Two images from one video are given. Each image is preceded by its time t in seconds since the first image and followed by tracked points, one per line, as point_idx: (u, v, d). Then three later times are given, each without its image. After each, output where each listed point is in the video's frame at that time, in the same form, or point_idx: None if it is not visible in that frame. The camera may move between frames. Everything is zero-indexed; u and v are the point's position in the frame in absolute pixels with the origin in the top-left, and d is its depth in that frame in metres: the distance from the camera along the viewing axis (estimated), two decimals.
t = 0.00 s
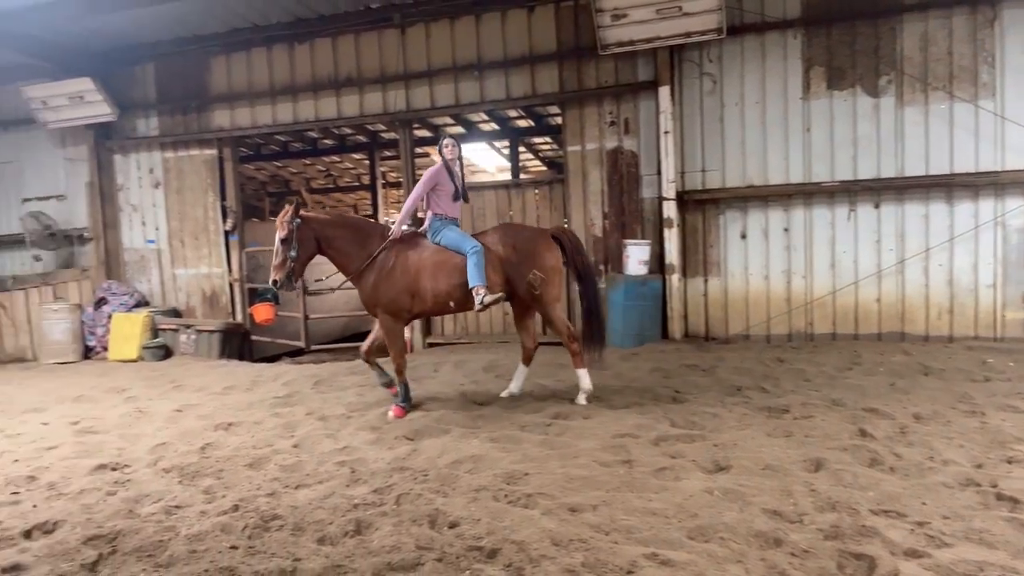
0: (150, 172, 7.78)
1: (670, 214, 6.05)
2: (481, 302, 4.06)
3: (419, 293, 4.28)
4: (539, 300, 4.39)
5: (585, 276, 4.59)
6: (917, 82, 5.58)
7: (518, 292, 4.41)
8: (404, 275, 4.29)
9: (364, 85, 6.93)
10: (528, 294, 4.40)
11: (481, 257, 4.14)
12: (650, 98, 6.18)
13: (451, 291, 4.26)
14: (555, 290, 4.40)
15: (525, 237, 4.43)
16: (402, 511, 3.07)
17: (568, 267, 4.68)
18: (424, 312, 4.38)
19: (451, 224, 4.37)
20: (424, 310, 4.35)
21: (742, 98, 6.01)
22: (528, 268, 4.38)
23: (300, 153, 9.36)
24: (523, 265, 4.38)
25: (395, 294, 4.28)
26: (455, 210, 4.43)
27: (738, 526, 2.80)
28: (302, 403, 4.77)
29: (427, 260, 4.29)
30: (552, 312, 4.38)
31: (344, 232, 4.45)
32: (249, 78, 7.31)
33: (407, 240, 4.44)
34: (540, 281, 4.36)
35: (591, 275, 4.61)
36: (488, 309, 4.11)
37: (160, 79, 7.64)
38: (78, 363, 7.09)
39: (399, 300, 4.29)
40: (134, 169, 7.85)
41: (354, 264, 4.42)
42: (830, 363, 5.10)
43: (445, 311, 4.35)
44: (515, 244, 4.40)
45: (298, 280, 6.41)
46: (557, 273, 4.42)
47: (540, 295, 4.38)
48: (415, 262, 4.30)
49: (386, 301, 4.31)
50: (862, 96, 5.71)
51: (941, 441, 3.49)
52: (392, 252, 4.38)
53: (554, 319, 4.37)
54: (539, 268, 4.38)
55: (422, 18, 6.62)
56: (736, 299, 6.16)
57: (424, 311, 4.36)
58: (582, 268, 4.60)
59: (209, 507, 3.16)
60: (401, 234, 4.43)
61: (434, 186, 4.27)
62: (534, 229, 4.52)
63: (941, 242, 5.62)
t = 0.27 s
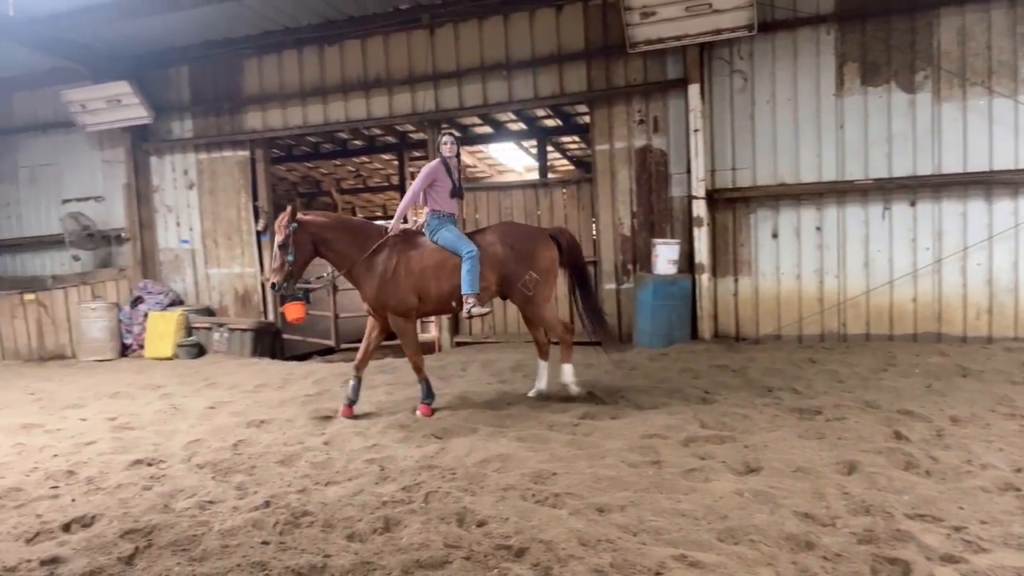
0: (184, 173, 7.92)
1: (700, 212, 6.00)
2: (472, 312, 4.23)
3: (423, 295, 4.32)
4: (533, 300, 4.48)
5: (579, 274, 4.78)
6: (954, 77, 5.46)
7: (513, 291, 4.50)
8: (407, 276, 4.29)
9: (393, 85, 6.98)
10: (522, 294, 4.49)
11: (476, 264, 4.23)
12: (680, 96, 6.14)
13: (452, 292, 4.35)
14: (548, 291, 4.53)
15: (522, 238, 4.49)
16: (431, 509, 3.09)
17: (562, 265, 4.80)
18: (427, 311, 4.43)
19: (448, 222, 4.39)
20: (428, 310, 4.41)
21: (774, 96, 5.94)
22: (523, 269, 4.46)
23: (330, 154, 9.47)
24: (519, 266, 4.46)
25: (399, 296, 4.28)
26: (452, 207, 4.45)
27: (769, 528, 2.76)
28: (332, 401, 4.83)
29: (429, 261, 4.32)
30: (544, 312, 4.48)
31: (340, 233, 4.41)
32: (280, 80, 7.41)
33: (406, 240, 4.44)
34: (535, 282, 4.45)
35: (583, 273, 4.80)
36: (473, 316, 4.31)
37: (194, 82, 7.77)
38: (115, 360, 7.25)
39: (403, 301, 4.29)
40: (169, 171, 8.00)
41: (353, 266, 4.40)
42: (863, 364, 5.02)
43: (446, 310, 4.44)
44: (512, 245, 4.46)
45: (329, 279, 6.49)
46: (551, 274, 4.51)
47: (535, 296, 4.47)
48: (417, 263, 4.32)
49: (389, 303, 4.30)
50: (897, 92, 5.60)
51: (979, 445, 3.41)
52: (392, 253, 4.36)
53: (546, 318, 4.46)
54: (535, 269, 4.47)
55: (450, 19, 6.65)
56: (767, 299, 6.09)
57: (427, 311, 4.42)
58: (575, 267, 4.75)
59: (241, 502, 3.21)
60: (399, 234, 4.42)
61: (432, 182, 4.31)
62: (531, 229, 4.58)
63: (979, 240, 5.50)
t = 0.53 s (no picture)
0: (216, 174, 8.05)
1: (728, 211, 5.93)
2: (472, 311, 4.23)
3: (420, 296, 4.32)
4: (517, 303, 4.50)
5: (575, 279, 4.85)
6: (992, 72, 5.33)
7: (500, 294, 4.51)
8: (404, 278, 4.27)
9: (420, 85, 7.02)
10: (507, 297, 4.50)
11: (474, 265, 4.25)
12: (708, 94, 6.08)
13: (449, 294, 4.34)
14: (539, 295, 4.59)
15: (518, 242, 4.50)
16: (457, 508, 3.10)
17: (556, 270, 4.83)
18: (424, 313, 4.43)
19: (446, 224, 4.41)
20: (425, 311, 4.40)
21: (805, 93, 5.86)
22: (515, 272, 4.46)
23: (358, 155, 9.55)
24: (512, 269, 4.46)
25: (397, 298, 4.27)
26: (450, 209, 4.46)
27: (799, 531, 2.72)
28: (360, 399, 4.87)
29: (427, 262, 4.31)
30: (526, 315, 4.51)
31: (338, 233, 4.41)
32: (309, 80, 7.49)
33: (404, 240, 4.42)
34: (523, 286, 4.47)
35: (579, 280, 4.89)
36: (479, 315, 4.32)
37: (225, 84, 7.89)
38: (149, 358, 7.39)
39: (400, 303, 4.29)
40: (201, 172, 8.13)
41: (351, 267, 4.40)
42: (897, 366, 4.92)
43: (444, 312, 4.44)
44: (508, 248, 4.47)
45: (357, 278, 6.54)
46: (542, 278, 4.54)
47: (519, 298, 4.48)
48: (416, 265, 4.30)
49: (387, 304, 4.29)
50: (932, 88, 5.49)
51: (1018, 449, 3.33)
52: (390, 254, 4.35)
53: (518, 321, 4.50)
54: (526, 273, 4.48)
55: (477, 19, 6.67)
56: (797, 299, 6.00)
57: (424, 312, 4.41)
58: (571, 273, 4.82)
59: (271, 499, 3.25)
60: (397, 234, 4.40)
61: (430, 184, 4.31)
62: (529, 234, 4.59)
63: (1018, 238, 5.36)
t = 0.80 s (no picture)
0: (254, 175, 8.20)
1: (766, 209, 5.84)
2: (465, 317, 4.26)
3: (413, 300, 4.36)
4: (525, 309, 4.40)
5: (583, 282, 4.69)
6: None
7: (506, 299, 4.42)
8: (398, 282, 4.33)
9: (454, 86, 7.05)
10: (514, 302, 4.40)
11: (472, 270, 4.23)
12: (745, 92, 6.00)
13: (444, 298, 4.36)
14: (545, 299, 4.48)
15: (520, 246, 4.42)
16: (491, 506, 3.11)
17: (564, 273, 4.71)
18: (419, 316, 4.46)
19: (449, 227, 4.42)
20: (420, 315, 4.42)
21: (845, 88, 5.74)
22: (519, 277, 4.37)
23: (393, 156, 9.64)
24: (515, 273, 4.38)
25: (389, 302, 4.31)
26: (453, 212, 4.48)
27: (838, 536, 2.67)
28: (395, 398, 4.92)
29: (422, 266, 4.35)
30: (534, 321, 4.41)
31: (334, 240, 4.51)
32: (345, 82, 7.58)
33: (401, 244, 4.46)
34: (529, 290, 4.37)
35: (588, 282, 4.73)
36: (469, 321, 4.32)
37: (264, 86, 8.03)
38: (190, 356, 7.56)
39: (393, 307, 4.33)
40: (240, 173, 8.29)
41: (348, 272, 4.49)
42: (941, 367, 4.80)
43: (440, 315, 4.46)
44: (510, 253, 4.39)
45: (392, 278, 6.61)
46: (547, 283, 4.43)
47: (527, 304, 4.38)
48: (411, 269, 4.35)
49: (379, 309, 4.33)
50: (978, 82, 5.34)
51: None
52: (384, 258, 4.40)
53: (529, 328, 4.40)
54: (531, 277, 4.38)
55: (512, 18, 6.68)
56: (836, 299, 5.89)
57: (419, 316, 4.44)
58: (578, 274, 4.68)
59: (307, 495, 3.30)
60: (393, 239, 4.46)
61: (434, 186, 4.34)
62: (531, 238, 4.51)
63: None
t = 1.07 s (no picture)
0: (283, 176, 8.30)
1: (795, 208, 5.76)
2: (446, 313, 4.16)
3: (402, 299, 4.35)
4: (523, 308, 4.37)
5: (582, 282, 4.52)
6: None
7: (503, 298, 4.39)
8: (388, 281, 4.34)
9: (480, 86, 7.06)
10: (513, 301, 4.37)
11: (462, 266, 4.22)
12: (774, 89, 5.93)
13: (433, 297, 4.32)
14: (543, 297, 4.42)
15: (518, 244, 4.40)
16: (516, 506, 3.11)
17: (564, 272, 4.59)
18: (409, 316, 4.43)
19: (441, 225, 4.41)
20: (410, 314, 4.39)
21: (877, 84, 5.64)
22: (517, 275, 4.34)
23: (419, 156, 9.70)
24: (512, 271, 4.35)
25: (377, 300, 4.32)
26: (445, 210, 4.46)
27: (869, 539, 2.63)
28: (421, 397, 4.94)
29: (412, 266, 4.35)
30: (533, 320, 4.37)
31: (330, 240, 4.57)
32: (372, 83, 7.64)
33: (394, 244, 4.48)
34: (528, 289, 4.34)
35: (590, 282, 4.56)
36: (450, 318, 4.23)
37: (291, 88, 8.13)
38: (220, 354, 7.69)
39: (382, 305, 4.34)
40: (269, 174, 8.40)
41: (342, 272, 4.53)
42: (976, 369, 4.70)
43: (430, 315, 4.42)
44: (508, 251, 4.37)
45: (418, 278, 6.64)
46: (545, 282, 4.40)
47: (526, 303, 4.35)
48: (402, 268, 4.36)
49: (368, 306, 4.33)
50: (1015, 77, 5.21)
51: None
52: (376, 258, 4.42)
53: (529, 327, 4.36)
54: (529, 276, 4.35)
55: (537, 17, 6.68)
56: (868, 299, 5.80)
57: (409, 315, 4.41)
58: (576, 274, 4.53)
59: (334, 493, 3.33)
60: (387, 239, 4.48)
61: (425, 185, 4.31)
62: (530, 237, 4.48)
63: None
